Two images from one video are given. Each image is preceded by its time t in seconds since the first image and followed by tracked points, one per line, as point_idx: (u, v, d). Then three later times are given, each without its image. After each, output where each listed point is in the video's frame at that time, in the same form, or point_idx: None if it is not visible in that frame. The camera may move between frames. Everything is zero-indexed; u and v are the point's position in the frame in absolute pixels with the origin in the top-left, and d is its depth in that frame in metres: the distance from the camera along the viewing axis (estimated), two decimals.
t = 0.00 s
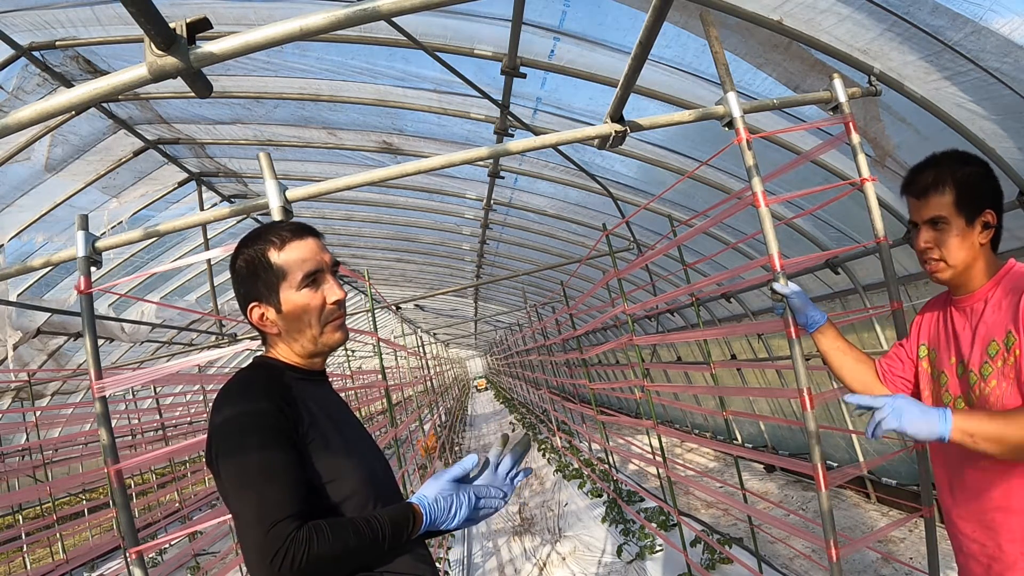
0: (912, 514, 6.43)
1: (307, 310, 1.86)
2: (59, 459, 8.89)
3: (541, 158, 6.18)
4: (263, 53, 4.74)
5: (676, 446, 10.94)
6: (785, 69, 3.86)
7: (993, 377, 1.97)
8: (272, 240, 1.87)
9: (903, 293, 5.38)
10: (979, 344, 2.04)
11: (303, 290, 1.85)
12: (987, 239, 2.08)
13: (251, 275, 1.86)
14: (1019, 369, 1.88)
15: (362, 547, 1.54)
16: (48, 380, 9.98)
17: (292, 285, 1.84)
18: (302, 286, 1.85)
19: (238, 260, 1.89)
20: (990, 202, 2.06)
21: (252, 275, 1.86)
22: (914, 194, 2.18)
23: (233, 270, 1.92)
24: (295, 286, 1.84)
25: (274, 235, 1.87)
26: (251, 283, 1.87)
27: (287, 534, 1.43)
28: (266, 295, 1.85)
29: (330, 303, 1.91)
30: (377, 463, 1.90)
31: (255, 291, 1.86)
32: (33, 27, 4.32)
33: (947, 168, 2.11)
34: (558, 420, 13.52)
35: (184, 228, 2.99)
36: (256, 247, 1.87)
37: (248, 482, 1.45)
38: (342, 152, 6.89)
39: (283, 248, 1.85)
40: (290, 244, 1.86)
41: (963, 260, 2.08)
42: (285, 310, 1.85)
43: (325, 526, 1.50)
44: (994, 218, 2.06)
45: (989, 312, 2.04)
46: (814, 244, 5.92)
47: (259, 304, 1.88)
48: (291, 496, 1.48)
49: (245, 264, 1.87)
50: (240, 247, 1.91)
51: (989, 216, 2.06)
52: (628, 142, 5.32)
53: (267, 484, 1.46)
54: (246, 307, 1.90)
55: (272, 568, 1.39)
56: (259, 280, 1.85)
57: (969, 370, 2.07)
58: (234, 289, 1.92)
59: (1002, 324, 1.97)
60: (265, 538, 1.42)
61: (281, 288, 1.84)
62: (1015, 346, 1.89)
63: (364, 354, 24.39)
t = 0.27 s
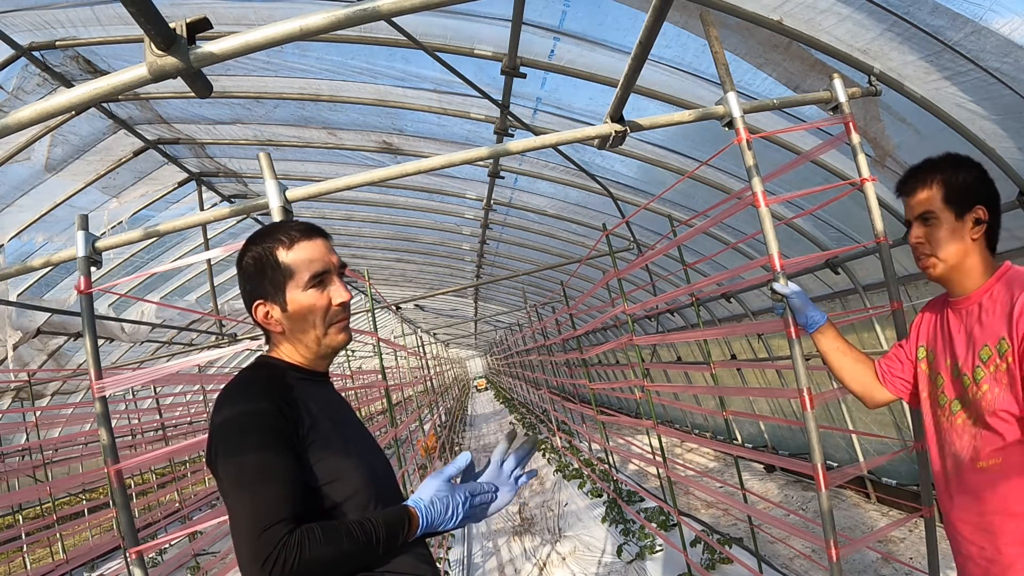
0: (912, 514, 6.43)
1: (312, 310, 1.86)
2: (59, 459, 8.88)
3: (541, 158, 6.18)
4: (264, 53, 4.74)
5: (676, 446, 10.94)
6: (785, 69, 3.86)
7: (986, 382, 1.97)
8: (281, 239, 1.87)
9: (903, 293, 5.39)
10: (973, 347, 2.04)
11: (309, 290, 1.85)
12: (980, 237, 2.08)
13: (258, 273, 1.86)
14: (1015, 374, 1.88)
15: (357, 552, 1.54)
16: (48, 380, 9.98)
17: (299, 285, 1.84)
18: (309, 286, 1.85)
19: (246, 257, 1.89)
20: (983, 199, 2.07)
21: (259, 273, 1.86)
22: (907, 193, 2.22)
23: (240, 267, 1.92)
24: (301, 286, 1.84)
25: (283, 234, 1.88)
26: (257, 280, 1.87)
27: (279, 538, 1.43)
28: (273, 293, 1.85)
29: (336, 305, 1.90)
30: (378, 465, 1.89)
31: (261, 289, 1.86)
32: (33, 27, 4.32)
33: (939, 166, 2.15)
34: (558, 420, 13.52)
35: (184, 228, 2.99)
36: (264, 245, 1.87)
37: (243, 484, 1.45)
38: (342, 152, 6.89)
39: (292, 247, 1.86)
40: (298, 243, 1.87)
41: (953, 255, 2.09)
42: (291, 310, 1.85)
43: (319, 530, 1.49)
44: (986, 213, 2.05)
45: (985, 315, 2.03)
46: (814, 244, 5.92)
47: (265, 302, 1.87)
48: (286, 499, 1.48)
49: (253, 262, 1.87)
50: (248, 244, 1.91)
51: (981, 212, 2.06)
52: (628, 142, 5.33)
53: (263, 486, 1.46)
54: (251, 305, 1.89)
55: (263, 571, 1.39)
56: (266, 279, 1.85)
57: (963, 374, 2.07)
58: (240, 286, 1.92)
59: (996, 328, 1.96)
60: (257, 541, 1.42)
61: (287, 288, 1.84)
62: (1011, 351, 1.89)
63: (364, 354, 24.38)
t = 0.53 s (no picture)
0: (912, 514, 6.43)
1: (315, 311, 1.86)
2: (59, 459, 8.88)
3: (541, 158, 6.18)
4: (264, 53, 4.73)
5: (676, 446, 10.94)
6: (786, 69, 3.86)
7: (987, 385, 1.96)
8: (285, 239, 1.87)
9: (903, 293, 5.39)
10: (973, 351, 2.04)
11: (312, 291, 1.85)
12: (973, 236, 2.08)
13: (261, 272, 1.86)
14: (1016, 377, 1.88)
15: (355, 553, 1.53)
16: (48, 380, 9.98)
17: (302, 285, 1.84)
18: (312, 287, 1.85)
19: (250, 255, 1.89)
20: (973, 199, 2.07)
21: (262, 272, 1.86)
22: (898, 195, 2.23)
23: (243, 265, 1.92)
24: (304, 286, 1.84)
25: (287, 234, 1.88)
26: (260, 279, 1.86)
27: (276, 539, 1.43)
28: (275, 292, 1.85)
29: (338, 305, 1.90)
30: (379, 464, 1.89)
31: (264, 288, 1.86)
32: (33, 27, 4.31)
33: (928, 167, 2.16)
34: (557, 420, 13.52)
35: (184, 228, 2.99)
36: (269, 244, 1.87)
37: (241, 485, 1.45)
38: (342, 152, 6.89)
39: (296, 247, 1.86)
40: (303, 244, 1.87)
41: (946, 257, 2.10)
42: (293, 310, 1.85)
43: (317, 531, 1.49)
44: (977, 214, 2.06)
45: (984, 318, 2.02)
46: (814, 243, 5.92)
47: (267, 301, 1.87)
48: (284, 500, 1.48)
49: (257, 260, 1.87)
50: (253, 242, 1.91)
51: (972, 212, 2.06)
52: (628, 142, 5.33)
53: (261, 487, 1.46)
54: (254, 304, 1.89)
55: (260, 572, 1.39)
56: (269, 278, 1.85)
57: (964, 376, 2.06)
58: (243, 284, 1.92)
59: (997, 331, 1.96)
60: (255, 543, 1.42)
61: (290, 287, 1.84)
62: (1013, 355, 1.89)
63: (364, 354, 24.38)
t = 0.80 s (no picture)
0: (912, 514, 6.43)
1: (312, 310, 1.86)
2: (59, 459, 8.88)
3: (541, 158, 6.18)
4: (264, 53, 4.73)
5: (676, 446, 10.95)
6: (785, 69, 3.86)
7: (999, 378, 1.94)
8: (283, 239, 1.87)
9: (903, 293, 5.39)
10: (986, 346, 2.02)
11: (309, 290, 1.85)
12: (983, 239, 2.07)
13: (260, 272, 1.86)
14: None
15: (356, 553, 1.53)
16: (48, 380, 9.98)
17: (299, 285, 1.84)
18: (309, 286, 1.85)
19: (248, 255, 1.89)
20: (981, 202, 2.06)
21: (260, 271, 1.86)
22: (903, 203, 2.21)
23: (242, 265, 1.92)
24: (302, 286, 1.84)
25: (285, 234, 1.88)
26: (258, 279, 1.86)
27: (278, 539, 1.43)
28: (273, 292, 1.85)
29: (336, 305, 1.90)
30: (379, 464, 1.89)
31: (262, 288, 1.86)
32: (33, 27, 4.32)
33: (932, 171, 2.13)
34: (557, 420, 13.52)
35: (184, 228, 2.98)
36: (267, 244, 1.87)
37: (241, 484, 1.45)
38: (342, 152, 6.89)
39: (293, 247, 1.86)
40: (300, 243, 1.87)
41: (958, 263, 2.08)
42: (291, 310, 1.85)
43: (319, 530, 1.49)
44: (986, 216, 2.05)
45: (996, 314, 2.01)
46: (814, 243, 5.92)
47: (265, 301, 1.87)
48: (284, 499, 1.48)
49: (255, 260, 1.87)
50: (251, 243, 1.91)
51: (981, 215, 2.05)
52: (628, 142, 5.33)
53: (262, 486, 1.46)
54: (252, 304, 1.89)
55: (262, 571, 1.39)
56: (266, 278, 1.85)
57: (976, 371, 2.05)
58: (241, 284, 1.92)
59: (1009, 326, 1.95)
60: (256, 542, 1.42)
61: (288, 287, 1.84)
62: None
63: (364, 354, 24.39)
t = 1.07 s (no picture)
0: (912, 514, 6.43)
1: (307, 310, 1.86)
2: (59, 459, 8.88)
3: (541, 158, 6.18)
4: (264, 53, 4.73)
5: (676, 446, 10.94)
6: (786, 69, 3.86)
7: (999, 375, 1.97)
8: (276, 239, 1.87)
9: (903, 293, 5.38)
10: (988, 342, 2.04)
11: (305, 289, 1.85)
12: (1000, 240, 2.08)
13: (254, 272, 1.86)
14: None
15: (354, 554, 1.53)
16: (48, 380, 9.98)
17: (294, 284, 1.84)
18: (304, 285, 1.85)
19: (242, 256, 1.89)
20: (1000, 202, 2.05)
21: (255, 272, 1.86)
22: (925, 198, 2.16)
23: (236, 266, 1.92)
24: (297, 285, 1.84)
25: (278, 234, 1.88)
26: (253, 279, 1.86)
27: (275, 539, 1.43)
28: (268, 292, 1.85)
29: (331, 303, 1.91)
30: (378, 465, 1.89)
31: (256, 288, 1.86)
32: (33, 27, 4.32)
33: (959, 167, 2.08)
34: (558, 420, 13.52)
35: (184, 228, 2.98)
36: (260, 245, 1.87)
37: (240, 485, 1.45)
38: (342, 152, 6.89)
39: (287, 246, 1.86)
40: (293, 242, 1.87)
41: (975, 263, 2.07)
42: (287, 310, 1.85)
43: (317, 532, 1.49)
44: (1007, 218, 2.05)
45: (998, 312, 2.02)
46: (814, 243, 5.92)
47: (261, 301, 1.87)
48: (282, 500, 1.48)
49: (249, 261, 1.87)
50: (244, 244, 1.91)
51: (1002, 217, 2.05)
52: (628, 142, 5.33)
53: (260, 487, 1.46)
54: (248, 305, 1.89)
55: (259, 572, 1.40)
56: (261, 278, 1.85)
57: (979, 369, 2.07)
58: (236, 285, 1.92)
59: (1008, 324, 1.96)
60: (254, 543, 1.42)
61: (283, 287, 1.84)
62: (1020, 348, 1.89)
63: (364, 354, 24.39)
